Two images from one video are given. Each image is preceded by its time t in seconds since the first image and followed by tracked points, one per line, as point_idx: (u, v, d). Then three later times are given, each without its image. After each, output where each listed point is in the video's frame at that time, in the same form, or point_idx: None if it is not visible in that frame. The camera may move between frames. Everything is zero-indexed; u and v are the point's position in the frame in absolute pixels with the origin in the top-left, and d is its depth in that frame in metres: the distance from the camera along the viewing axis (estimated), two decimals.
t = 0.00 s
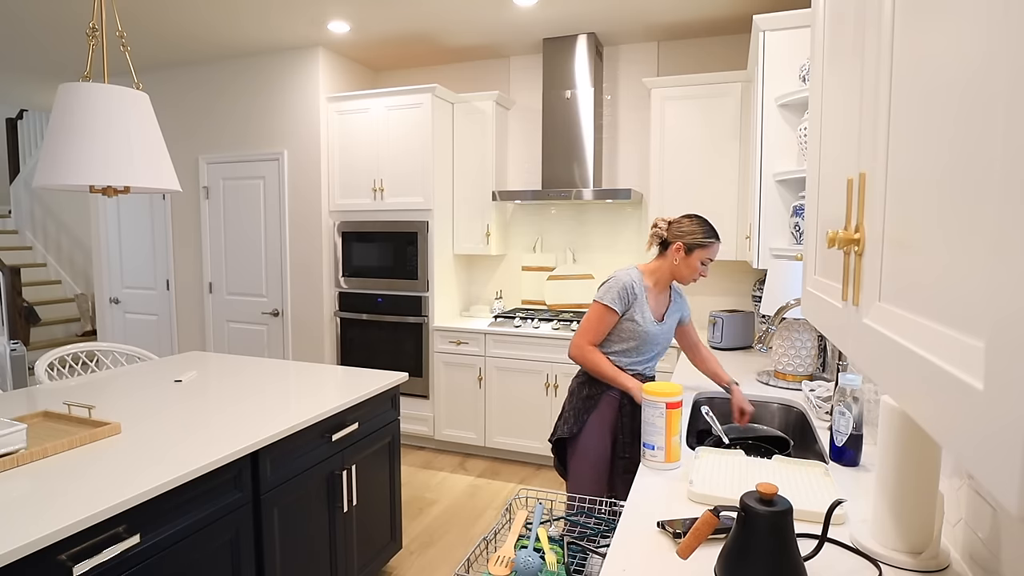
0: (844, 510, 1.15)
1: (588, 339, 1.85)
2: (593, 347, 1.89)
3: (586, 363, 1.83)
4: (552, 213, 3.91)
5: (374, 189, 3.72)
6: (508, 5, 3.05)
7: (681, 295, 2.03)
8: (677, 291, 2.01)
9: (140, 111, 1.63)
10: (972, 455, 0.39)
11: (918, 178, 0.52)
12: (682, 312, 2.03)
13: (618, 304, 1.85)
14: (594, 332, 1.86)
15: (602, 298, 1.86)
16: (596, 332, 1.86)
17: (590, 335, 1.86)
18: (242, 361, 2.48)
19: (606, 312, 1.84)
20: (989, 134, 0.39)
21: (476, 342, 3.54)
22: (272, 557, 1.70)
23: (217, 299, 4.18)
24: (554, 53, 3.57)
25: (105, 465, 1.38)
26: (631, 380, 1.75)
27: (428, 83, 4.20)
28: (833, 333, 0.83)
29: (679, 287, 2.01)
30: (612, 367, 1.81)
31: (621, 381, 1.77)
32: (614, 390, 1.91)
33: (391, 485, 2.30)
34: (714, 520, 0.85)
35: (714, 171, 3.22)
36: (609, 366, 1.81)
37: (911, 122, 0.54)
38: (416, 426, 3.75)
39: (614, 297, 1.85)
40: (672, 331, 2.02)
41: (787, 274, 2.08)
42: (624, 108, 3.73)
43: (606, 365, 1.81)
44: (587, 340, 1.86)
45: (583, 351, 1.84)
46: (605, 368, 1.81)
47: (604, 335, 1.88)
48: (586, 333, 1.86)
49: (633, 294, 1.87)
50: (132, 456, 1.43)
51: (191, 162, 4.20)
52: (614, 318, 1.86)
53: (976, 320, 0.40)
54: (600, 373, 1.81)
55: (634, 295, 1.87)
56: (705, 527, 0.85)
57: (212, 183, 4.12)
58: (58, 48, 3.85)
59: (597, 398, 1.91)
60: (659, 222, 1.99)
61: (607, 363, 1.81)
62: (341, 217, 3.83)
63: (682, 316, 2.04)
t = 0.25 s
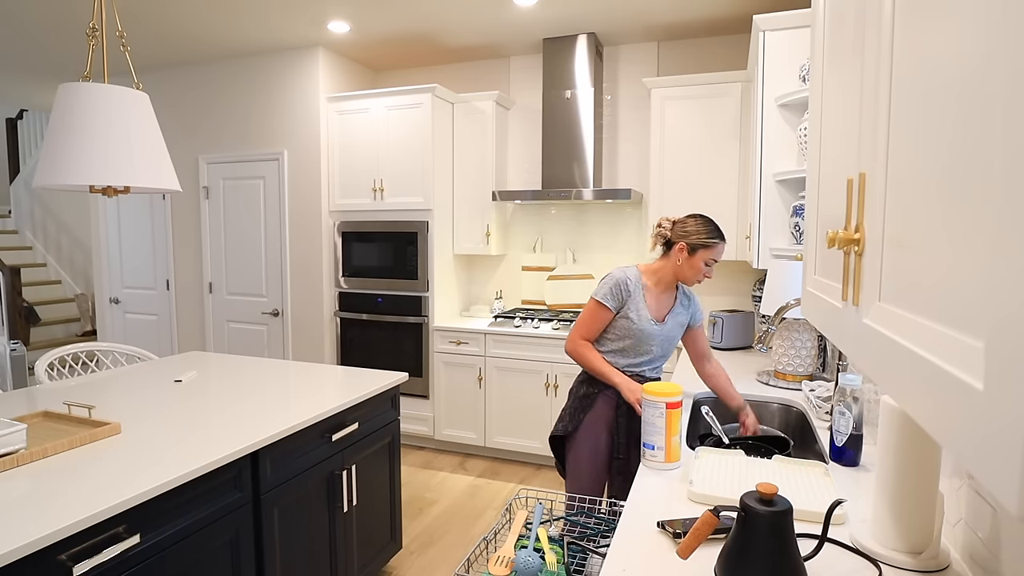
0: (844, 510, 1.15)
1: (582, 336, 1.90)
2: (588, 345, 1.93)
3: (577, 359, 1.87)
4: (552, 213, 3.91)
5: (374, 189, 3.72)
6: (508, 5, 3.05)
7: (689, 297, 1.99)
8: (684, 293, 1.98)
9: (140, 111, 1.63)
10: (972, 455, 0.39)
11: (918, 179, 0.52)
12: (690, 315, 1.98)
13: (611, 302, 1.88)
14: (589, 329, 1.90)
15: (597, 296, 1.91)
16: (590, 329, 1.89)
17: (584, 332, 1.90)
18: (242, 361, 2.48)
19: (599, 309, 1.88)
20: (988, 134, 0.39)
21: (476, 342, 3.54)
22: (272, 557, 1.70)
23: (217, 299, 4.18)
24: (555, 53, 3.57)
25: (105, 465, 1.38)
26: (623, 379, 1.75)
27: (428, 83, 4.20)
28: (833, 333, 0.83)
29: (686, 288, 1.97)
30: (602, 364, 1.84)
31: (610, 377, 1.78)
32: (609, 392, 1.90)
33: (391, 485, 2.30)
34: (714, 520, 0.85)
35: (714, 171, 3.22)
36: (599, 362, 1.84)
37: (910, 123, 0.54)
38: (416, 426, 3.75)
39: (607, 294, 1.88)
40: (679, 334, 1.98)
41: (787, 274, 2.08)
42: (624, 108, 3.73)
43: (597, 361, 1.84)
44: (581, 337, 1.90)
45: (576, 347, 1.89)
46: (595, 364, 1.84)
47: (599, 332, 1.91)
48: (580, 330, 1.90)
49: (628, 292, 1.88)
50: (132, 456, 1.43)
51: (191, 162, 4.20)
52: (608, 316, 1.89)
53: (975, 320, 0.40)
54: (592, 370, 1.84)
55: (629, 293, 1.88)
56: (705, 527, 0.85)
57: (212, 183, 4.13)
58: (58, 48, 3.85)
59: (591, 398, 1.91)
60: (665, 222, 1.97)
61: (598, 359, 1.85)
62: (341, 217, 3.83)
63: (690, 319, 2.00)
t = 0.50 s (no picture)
0: (844, 510, 1.15)
1: (533, 360, 1.70)
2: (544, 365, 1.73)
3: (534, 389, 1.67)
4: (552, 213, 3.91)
5: (374, 189, 3.71)
6: (508, 5, 3.05)
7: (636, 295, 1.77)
8: (631, 293, 1.76)
9: (140, 111, 1.63)
10: (972, 455, 0.39)
11: (917, 180, 0.52)
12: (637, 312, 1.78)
13: (560, 321, 1.67)
14: (539, 352, 1.70)
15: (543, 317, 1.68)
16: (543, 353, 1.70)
17: (536, 356, 1.70)
18: (241, 361, 2.48)
19: (547, 330, 1.67)
20: (988, 134, 0.39)
21: (476, 342, 3.54)
22: (272, 557, 1.70)
23: (217, 299, 4.18)
24: (555, 53, 3.57)
25: (106, 465, 1.38)
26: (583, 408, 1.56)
27: (428, 83, 4.20)
28: (832, 334, 0.83)
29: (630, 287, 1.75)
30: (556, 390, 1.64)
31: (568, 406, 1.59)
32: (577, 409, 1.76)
33: (391, 485, 2.30)
34: (714, 520, 0.85)
35: (714, 171, 3.22)
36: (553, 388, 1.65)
37: (910, 123, 0.54)
38: (416, 426, 3.75)
39: (554, 315, 1.67)
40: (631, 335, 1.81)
41: (787, 274, 2.08)
42: (624, 108, 3.73)
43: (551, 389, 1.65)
44: (533, 363, 1.70)
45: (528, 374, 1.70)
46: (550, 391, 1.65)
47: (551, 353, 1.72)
48: (532, 354, 1.70)
49: (577, 306, 1.66)
50: (132, 456, 1.43)
51: (191, 162, 4.20)
52: (558, 335, 1.68)
53: (976, 320, 0.40)
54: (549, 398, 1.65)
55: (577, 308, 1.66)
56: (705, 527, 0.85)
57: (212, 183, 4.13)
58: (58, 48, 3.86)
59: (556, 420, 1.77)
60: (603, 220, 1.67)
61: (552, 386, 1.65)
62: (341, 217, 3.83)
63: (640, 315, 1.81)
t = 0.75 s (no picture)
0: (844, 510, 1.15)
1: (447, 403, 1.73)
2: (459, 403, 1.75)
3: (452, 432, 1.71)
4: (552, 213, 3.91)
5: (374, 189, 3.71)
6: (508, 5, 3.05)
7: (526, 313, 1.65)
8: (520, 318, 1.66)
9: (140, 111, 1.63)
10: (972, 455, 0.39)
11: (917, 180, 0.52)
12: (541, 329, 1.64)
13: (445, 358, 1.71)
14: (446, 390, 1.74)
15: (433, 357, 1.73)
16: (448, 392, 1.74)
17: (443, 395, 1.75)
18: (241, 361, 2.48)
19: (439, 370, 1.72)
20: (988, 134, 0.39)
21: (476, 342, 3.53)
22: (272, 557, 1.70)
23: (217, 299, 4.18)
24: (555, 53, 3.57)
25: (105, 465, 1.38)
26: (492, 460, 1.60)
27: (428, 83, 4.20)
28: (833, 333, 0.83)
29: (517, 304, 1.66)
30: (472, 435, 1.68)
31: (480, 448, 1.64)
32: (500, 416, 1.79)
33: (391, 485, 2.30)
34: (714, 520, 0.85)
35: (714, 171, 3.22)
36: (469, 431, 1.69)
37: (910, 123, 0.54)
38: (416, 426, 3.75)
39: (435, 355, 1.71)
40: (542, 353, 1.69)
41: (787, 274, 2.08)
42: (625, 107, 3.73)
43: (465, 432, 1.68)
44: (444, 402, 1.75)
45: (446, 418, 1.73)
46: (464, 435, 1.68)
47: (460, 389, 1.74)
48: (446, 396, 1.74)
49: (453, 341, 1.68)
50: (131, 456, 1.44)
51: (191, 162, 4.20)
52: (451, 370, 1.73)
53: (976, 320, 0.40)
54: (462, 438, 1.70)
55: (452, 344, 1.69)
56: (705, 527, 0.85)
57: (212, 183, 4.13)
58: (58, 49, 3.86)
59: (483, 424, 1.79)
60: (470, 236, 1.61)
61: (463, 425, 1.70)
62: (341, 217, 3.83)
63: (542, 334, 1.64)
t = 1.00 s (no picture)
0: (844, 510, 1.15)
1: (478, 423, 1.58)
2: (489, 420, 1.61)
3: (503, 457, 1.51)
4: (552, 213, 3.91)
5: (374, 189, 3.71)
6: (507, 5, 3.05)
7: (518, 313, 1.69)
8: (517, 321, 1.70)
9: (140, 111, 1.63)
10: (972, 455, 0.39)
11: (917, 180, 0.52)
12: (536, 322, 1.70)
13: (456, 376, 1.64)
14: (471, 411, 1.61)
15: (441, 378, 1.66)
16: (473, 410, 1.61)
17: (468, 417, 1.61)
18: (241, 361, 2.48)
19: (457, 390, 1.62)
20: (988, 135, 0.39)
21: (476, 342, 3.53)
22: (272, 557, 1.70)
23: (217, 299, 4.18)
24: (554, 53, 3.57)
25: (105, 465, 1.38)
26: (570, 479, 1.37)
27: (428, 83, 4.20)
28: (833, 333, 0.83)
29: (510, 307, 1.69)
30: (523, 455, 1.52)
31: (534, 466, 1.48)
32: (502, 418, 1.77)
33: (392, 485, 2.31)
34: (714, 520, 0.85)
35: (714, 171, 3.22)
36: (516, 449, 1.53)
37: (910, 123, 0.54)
38: (416, 426, 3.75)
39: (445, 375, 1.64)
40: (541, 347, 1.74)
41: (787, 274, 2.08)
42: (625, 107, 3.73)
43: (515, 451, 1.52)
44: (472, 425, 1.60)
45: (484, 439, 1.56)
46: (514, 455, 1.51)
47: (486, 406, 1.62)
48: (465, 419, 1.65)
49: (457, 354, 1.65)
50: (131, 456, 1.44)
51: (191, 162, 4.20)
52: (469, 389, 1.63)
53: (976, 320, 0.40)
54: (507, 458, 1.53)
55: (457, 358, 1.66)
56: (705, 527, 0.85)
57: (212, 183, 4.13)
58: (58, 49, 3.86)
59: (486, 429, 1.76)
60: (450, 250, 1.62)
61: (506, 441, 1.54)
62: (341, 217, 3.83)
63: (538, 327, 1.71)
